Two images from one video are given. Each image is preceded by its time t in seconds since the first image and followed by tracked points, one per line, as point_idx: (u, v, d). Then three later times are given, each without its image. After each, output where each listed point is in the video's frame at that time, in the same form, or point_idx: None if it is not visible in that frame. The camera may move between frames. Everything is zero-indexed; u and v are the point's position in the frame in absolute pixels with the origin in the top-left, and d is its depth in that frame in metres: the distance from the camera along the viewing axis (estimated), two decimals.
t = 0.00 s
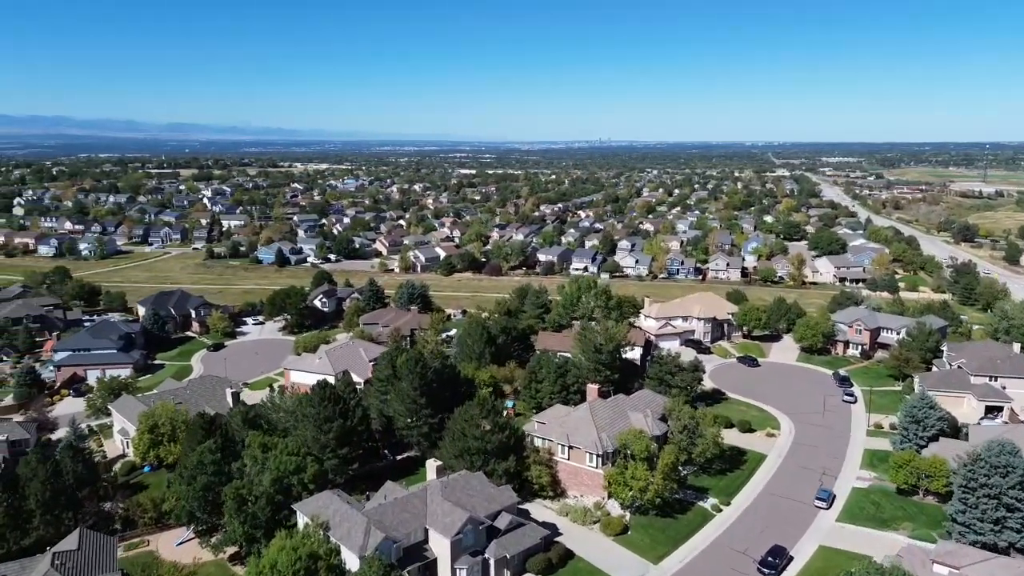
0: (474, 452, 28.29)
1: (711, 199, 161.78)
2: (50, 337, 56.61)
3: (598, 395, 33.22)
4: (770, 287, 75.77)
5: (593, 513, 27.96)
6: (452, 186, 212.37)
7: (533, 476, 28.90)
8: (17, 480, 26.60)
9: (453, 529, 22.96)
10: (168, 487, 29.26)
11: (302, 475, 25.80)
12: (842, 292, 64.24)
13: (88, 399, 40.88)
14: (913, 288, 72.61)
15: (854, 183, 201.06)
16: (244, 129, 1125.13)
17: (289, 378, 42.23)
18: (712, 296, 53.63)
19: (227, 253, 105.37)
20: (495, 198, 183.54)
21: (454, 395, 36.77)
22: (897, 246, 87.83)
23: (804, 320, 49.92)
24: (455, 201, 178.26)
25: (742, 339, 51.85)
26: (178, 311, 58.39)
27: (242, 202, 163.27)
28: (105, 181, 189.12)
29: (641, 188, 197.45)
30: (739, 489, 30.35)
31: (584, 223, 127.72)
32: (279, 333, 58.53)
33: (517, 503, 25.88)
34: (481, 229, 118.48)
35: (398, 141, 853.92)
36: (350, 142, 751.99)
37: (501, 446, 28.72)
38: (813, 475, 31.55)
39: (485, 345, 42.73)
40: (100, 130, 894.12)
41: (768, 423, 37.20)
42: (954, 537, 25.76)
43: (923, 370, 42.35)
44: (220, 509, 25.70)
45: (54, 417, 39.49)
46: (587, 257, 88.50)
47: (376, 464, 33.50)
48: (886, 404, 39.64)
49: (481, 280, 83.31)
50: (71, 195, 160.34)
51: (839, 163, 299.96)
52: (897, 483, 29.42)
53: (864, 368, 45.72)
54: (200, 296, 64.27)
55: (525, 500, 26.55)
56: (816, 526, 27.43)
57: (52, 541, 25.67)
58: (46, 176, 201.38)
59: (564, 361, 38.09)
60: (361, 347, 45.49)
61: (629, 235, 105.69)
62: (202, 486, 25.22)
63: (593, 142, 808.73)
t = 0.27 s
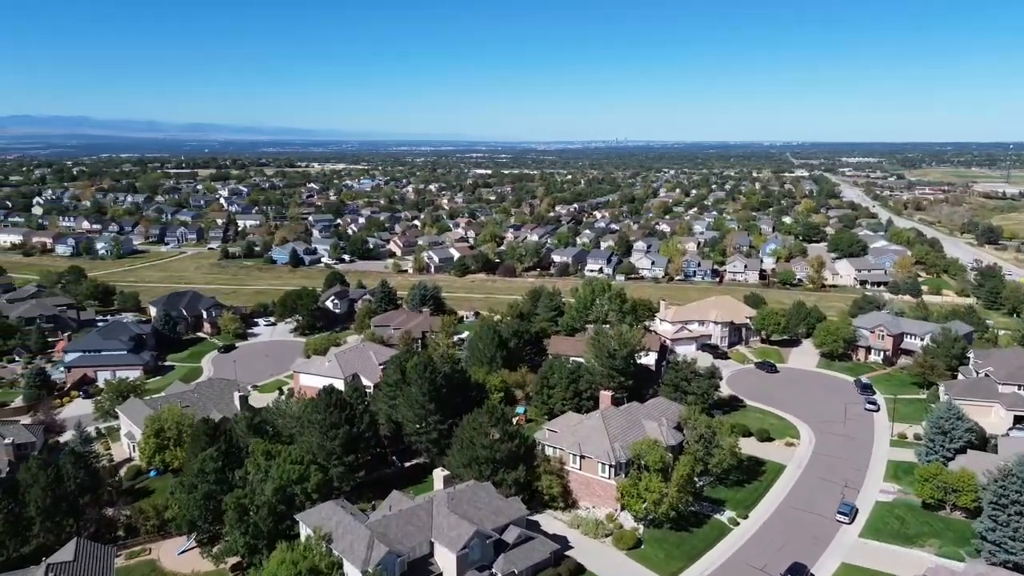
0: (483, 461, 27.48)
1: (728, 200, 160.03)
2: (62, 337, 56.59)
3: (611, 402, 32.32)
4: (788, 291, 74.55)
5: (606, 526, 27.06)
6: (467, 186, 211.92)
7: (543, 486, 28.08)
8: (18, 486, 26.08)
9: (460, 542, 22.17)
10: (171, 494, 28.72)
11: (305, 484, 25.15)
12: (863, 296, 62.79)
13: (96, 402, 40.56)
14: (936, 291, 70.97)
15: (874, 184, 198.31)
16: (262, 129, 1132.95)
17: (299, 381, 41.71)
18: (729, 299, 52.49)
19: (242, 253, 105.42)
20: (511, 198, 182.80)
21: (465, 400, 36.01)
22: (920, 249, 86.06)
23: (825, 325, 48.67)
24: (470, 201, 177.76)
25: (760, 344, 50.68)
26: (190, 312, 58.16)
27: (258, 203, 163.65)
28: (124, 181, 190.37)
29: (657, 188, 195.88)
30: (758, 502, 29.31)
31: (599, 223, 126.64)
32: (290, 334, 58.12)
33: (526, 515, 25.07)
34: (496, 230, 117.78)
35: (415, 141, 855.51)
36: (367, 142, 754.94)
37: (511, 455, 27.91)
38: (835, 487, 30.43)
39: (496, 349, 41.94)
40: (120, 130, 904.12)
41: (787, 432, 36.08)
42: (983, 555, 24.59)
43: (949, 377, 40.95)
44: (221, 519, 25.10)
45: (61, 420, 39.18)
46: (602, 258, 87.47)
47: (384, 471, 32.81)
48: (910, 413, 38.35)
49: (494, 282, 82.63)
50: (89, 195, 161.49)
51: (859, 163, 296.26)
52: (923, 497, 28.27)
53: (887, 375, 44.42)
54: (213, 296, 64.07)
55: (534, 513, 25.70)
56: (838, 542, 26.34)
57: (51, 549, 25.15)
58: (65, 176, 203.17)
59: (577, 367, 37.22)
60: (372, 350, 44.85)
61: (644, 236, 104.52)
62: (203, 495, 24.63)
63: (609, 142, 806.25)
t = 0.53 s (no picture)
0: (491, 471, 26.65)
1: (746, 200, 158.20)
2: (75, 338, 56.55)
3: (624, 410, 31.38)
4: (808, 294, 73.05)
5: (619, 539, 26.15)
6: (483, 186, 211.37)
7: (554, 497, 27.22)
8: (18, 493, 25.56)
9: (465, 558, 21.36)
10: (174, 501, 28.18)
11: (309, 494, 24.46)
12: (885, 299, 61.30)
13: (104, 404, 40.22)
14: (961, 294, 69.26)
15: (896, 184, 195.31)
16: (280, 129, 1140.01)
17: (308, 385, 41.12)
18: (747, 303, 51.29)
19: (256, 253, 105.43)
20: (526, 198, 181.95)
21: (474, 406, 35.20)
22: (944, 251, 84.20)
23: (846, 329, 47.35)
24: (485, 201, 177.19)
25: (779, 348, 49.46)
26: (201, 314, 57.94)
27: (274, 203, 164.01)
28: (143, 181, 191.59)
29: (674, 188, 194.24)
30: (777, 515, 28.26)
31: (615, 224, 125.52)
32: (302, 336, 57.66)
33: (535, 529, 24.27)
34: (511, 231, 117.04)
35: (432, 141, 856.83)
36: (383, 142, 757.54)
37: (521, 465, 27.07)
38: (858, 501, 29.27)
39: (508, 353, 41.12)
40: (141, 130, 913.94)
41: (808, 442, 34.91)
42: None
43: (976, 386, 39.51)
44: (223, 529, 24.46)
45: (69, 423, 38.90)
46: (618, 260, 86.36)
47: (392, 479, 32.08)
48: (936, 423, 37.02)
49: (509, 283, 81.86)
50: (107, 195, 162.58)
51: (880, 163, 292.34)
52: (950, 513, 27.07)
53: (911, 382, 43.06)
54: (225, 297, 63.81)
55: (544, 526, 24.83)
56: (862, 559, 25.22)
57: (51, 558, 24.65)
58: (85, 176, 205.03)
59: (590, 372, 36.27)
60: (382, 353, 44.17)
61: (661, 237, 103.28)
62: (204, 504, 24.03)
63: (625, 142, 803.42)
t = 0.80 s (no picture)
0: (500, 481, 25.81)
1: (764, 201, 156.36)
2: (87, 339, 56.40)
3: (638, 419, 30.40)
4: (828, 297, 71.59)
5: (631, 554, 25.23)
6: (498, 187, 210.59)
7: (565, 509, 26.37)
8: (18, 500, 25.06)
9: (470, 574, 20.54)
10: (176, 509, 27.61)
11: (311, 505, 23.74)
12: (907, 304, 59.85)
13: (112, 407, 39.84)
14: (985, 298, 67.61)
15: (917, 185, 192.36)
16: (297, 129, 1146.50)
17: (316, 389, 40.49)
18: (765, 307, 50.09)
19: (270, 253, 105.30)
20: (541, 199, 180.98)
21: (484, 413, 34.37)
22: (967, 253, 82.39)
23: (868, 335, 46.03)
24: (500, 201, 176.42)
25: (798, 354, 48.25)
26: (212, 315, 57.61)
27: (289, 203, 164.22)
28: (160, 181, 192.49)
29: (691, 188, 192.51)
30: (797, 530, 27.19)
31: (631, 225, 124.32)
32: (313, 338, 57.16)
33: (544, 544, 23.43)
34: (525, 232, 116.22)
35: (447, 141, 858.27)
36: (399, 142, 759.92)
37: (530, 475, 26.24)
38: (881, 516, 28.10)
39: (519, 358, 40.26)
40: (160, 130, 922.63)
41: (828, 452, 33.77)
42: None
43: (1003, 395, 38.12)
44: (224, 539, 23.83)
45: (76, 426, 38.53)
46: (633, 261, 85.22)
47: (399, 487, 31.34)
48: (962, 433, 35.71)
49: (522, 285, 81.05)
50: (125, 194, 163.43)
51: (900, 163, 288.46)
52: (979, 530, 25.89)
53: (935, 390, 41.72)
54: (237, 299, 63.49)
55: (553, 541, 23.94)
56: None
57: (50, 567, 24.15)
58: (104, 176, 206.58)
59: (603, 379, 35.34)
60: (392, 356, 43.47)
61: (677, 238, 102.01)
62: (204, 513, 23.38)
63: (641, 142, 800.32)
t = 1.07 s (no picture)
0: (504, 492, 24.98)
1: (777, 202, 154.71)
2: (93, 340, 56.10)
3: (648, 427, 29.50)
4: (843, 301, 70.29)
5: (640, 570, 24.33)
6: (510, 187, 209.82)
7: (571, 522, 25.55)
8: (12, 507, 24.52)
9: None
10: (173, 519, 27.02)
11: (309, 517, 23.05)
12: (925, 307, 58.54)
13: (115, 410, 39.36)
14: (1005, 302, 66.10)
15: (933, 185, 189.77)
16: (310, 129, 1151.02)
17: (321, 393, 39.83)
18: (780, 311, 48.96)
19: (280, 253, 104.99)
20: (553, 199, 179.99)
21: (490, 419, 33.56)
22: (986, 256, 80.78)
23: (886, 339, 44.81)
24: (512, 202, 175.63)
25: (813, 359, 47.12)
26: (219, 317, 57.14)
27: (301, 203, 164.19)
28: (172, 181, 193.01)
29: (703, 189, 190.94)
30: (813, 545, 26.17)
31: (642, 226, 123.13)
32: (320, 340, 56.57)
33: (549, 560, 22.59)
34: (536, 232, 115.38)
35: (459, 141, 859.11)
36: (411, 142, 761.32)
37: (536, 486, 25.41)
38: (900, 531, 27.03)
39: (527, 362, 39.42)
40: (175, 131, 928.89)
41: (845, 463, 32.69)
42: None
43: None
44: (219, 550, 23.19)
45: (78, 430, 38.07)
46: (644, 263, 84.16)
47: (402, 496, 30.59)
48: (984, 443, 34.52)
49: (532, 286, 80.21)
50: (137, 195, 163.98)
51: (916, 164, 285.17)
52: (1003, 547, 24.80)
53: (955, 397, 40.50)
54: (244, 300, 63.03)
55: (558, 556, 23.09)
56: None
57: None
58: (118, 176, 207.55)
59: (612, 385, 34.43)
60: (399, 359, 42.75)
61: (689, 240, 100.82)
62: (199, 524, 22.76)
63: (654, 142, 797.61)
